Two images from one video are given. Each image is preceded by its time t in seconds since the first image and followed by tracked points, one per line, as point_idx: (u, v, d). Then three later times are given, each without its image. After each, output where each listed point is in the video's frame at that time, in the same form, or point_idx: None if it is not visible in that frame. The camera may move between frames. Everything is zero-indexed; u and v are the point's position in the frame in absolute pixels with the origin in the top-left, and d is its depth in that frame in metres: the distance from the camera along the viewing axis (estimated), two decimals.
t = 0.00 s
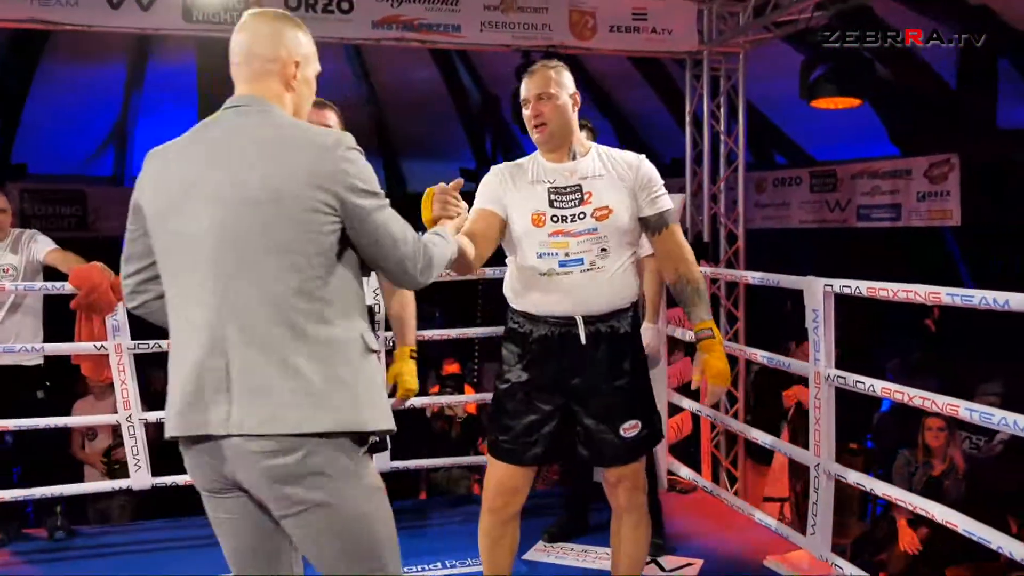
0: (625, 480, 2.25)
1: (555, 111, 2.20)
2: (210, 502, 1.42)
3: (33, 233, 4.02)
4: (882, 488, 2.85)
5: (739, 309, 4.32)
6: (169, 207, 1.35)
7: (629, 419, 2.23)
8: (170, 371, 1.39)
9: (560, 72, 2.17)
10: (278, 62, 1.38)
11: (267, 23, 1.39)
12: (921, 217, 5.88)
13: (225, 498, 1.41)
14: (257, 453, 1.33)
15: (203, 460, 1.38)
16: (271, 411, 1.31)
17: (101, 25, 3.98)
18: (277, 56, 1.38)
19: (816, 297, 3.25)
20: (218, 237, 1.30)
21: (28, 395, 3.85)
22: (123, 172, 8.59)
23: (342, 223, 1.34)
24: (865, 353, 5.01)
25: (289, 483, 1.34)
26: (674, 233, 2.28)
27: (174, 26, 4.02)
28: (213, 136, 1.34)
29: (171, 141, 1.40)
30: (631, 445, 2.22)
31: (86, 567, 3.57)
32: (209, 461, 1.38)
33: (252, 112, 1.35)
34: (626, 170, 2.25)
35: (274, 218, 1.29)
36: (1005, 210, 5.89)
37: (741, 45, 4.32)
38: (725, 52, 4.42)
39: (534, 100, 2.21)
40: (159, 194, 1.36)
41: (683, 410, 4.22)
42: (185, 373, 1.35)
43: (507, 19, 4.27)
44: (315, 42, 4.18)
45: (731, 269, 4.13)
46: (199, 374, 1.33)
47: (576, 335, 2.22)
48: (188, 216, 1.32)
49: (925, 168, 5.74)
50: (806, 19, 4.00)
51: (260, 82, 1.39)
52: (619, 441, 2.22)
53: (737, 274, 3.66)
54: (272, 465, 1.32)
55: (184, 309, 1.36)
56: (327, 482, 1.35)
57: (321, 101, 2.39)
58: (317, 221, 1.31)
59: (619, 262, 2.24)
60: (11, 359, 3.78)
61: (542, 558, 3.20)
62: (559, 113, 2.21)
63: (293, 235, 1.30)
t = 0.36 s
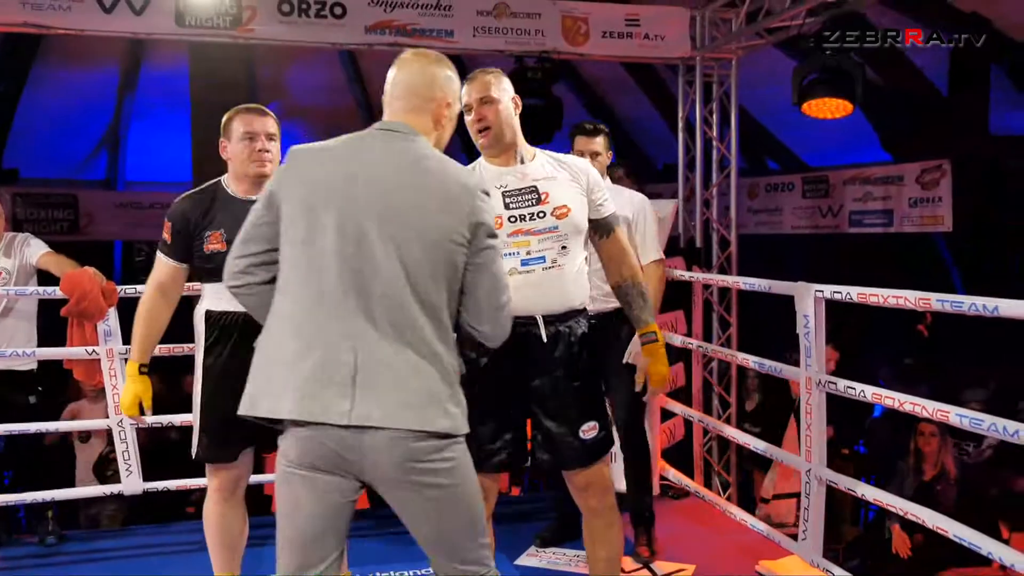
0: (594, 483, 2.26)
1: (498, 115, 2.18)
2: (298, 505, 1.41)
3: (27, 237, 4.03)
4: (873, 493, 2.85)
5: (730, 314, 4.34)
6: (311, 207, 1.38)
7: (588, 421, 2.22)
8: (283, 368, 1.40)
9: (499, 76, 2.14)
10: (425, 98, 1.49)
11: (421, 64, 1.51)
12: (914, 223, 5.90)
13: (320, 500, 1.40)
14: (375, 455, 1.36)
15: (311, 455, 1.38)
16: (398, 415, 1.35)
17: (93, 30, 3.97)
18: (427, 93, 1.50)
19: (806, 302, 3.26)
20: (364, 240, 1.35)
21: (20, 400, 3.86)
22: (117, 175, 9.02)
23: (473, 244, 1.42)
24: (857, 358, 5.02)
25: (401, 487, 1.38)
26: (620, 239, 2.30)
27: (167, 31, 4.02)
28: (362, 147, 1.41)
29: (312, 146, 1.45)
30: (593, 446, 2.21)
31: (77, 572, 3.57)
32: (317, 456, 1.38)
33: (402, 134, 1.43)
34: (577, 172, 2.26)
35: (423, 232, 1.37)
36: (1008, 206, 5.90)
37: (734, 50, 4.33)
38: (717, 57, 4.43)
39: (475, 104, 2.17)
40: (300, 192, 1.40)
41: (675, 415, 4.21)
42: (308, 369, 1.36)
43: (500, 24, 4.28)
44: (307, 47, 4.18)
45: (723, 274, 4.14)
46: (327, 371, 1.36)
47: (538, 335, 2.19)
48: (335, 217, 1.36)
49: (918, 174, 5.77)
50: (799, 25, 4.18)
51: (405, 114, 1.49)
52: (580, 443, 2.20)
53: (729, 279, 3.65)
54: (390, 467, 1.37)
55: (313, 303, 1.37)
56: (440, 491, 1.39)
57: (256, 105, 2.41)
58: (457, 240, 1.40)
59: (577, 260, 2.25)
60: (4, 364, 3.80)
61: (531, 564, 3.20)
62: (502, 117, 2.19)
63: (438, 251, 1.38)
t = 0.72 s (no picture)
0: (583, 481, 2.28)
1: (466, 141, 1.91)
2: (430, 468, 1.51)
3: (42, 244, 4.09)
4: (884, 500, 2.85)
5: (740, 320, 4.35)
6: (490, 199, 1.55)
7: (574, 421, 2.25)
8: (444, 340, 1.54)
9: (463, 96, 1.88)
10: (546, 136, 1.77)
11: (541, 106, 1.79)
12: (924, 228, 5.85)
13: (452, 466, 1.53)
14: (523, 429, 1.54)
15: (462, 422, 1.51)
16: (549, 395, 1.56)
17: (108, 41, 4.03)
18: (545, 130, 1.77)
19: (816, 308, 3.26)
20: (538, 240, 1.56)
21: (37, 405, 3.93)
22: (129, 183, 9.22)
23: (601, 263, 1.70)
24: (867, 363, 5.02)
25: (530, 463, 1.56)
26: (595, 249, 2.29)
27: (179, 41, 4.06)
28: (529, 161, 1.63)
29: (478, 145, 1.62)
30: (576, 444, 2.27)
31: None
32: (466, 425, 1.51)
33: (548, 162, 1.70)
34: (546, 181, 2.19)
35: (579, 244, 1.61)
36: (1007, 207, 5.80)
37: (743, 56, 4.34)
38: (726, 63, 4.44)
39: (440, 131, 1.91)
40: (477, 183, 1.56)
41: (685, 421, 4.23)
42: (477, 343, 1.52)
43: (509, 32, 4.31)
44: (319, 55, 4.22)
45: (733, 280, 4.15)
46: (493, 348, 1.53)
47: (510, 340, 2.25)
48: (514, 214, 1.55)
49: (928, 179, 5.75)
50: (807, 31, 4.16)
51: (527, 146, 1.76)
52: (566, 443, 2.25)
53: (740, 285, 3.66)
54: (530, 443, 1.55)
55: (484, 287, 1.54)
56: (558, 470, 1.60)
57: (266, 114, 2.44)
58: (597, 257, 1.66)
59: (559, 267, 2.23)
60: (20, 371, 3.88)
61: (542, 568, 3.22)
62: (472, 140, 1.92)
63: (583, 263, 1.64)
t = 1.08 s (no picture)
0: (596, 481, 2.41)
1: (485, 137, 2.02)
2: (488, 470, 1.59)
3: (69, 248, 4.22)
4: (891, 499, 2.92)
5: (749, 323, 4.44)
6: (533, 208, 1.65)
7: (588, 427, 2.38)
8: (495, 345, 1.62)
9: (481, 94, 1.99)
10: (561, 129, 1.82)
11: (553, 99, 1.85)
12: (932, 231, 5.99)
13: (507, 467, 1.61)
14: (571, 425, 1.65)
15: (517, 424, 1.59)
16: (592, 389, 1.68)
17: (134, 51, 4.17)
18: (558, 122, 1.82)
19: (824, 311, 3.32)
20: (576, 244, 1.68)
21: (64, 404, 4.05)
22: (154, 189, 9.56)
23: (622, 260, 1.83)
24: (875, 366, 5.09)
25: (575, 455, 1.67)
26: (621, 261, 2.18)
27: (202, 51, 4.18)
28: (559, 167, 1.73)
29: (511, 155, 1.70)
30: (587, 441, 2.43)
31: (119, 570, 3.73)
32: (521, 426, 1.60)
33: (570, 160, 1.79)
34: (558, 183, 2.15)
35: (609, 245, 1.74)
36: (1007, 206, 5.79)
37: (752, 63, 4.43)
38: (735, 70, 4.54)
39: (461, 127, 2.01)
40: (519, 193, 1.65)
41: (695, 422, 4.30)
42: (529, 348, 1.61)
43: (522, 41, 4.42)
44: (337, 64, 4.34)
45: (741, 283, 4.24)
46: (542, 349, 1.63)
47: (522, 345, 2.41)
48: (553, 221, 1.66)
49: (935, 184, 5.95)
50: (815, 38, 4.29)
51: (543, 139, 1.81)
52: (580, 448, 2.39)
53: (749, 288, 3.73)
54: (576, 437, 1.66)
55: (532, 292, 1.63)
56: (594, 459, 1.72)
57: (343, 125, 2.59)
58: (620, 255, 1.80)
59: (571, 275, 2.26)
60: (48, 370, 4.01)
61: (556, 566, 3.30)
62: (490, 137, 2.03)
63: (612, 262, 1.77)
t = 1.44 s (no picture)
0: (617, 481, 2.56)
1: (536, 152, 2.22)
2: (505, 497, 1.57)
3: (107, 253, 4.43)
4: (894, 497, 3.05)
5: (756, 326, 4.61)
6: (504, 222, 1.56)
7: (610, 430, 2.52)
8: (487, 375, 1.57)
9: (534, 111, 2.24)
10: (530, 109, 1.69)
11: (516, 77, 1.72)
12: (934, 239, 6.27)
13: (527, 489, 1.59)
14: (577, 438, 1.62)
15: (523, 451, 1.56)
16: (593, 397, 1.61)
17: (170, 66, 4.38)
18: (527, 102, 1.70)
19: (829, 315, 3.47)
20: (558, 250, 1.59)
21: (102, 401, 4.26)
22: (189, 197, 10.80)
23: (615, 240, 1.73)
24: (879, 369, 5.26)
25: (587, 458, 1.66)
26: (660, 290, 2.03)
27: (234, 66, 4.40)
28: (525, 166, 1.62)
29: (472, 167, 1.60)
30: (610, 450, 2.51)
31: (153, 559, 3.94)
32: (530, 450, 1.57)
33: (541, 146, 1.68)
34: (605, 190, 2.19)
35: (595, 236, 1.64)
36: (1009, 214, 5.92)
37: (759, 77, 4.62)
38: (744, 84, 4.73)
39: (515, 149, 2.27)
40: (487, 210, 1.56)
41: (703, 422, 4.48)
42: (522, 375, 1.55)
43: (539, 56, 4.61)
44: (361, 78, 4.55)
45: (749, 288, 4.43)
46: (536, 370, 1.56)
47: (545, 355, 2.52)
48: (530, 236, 1.56)
49: (937, 194, 6.19)
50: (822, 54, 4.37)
51: (511, 125, 1.68)
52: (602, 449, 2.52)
53: (755, 293, 3.89)
54: (586, 445, 1.64)
55: (519, 314, 1.56)
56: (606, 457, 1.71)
57: (391, 135, 2.78)
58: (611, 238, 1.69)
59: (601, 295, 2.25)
60: (87, 369, 4.21)
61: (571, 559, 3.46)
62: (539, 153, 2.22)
63: (603, 251, 1.67)
